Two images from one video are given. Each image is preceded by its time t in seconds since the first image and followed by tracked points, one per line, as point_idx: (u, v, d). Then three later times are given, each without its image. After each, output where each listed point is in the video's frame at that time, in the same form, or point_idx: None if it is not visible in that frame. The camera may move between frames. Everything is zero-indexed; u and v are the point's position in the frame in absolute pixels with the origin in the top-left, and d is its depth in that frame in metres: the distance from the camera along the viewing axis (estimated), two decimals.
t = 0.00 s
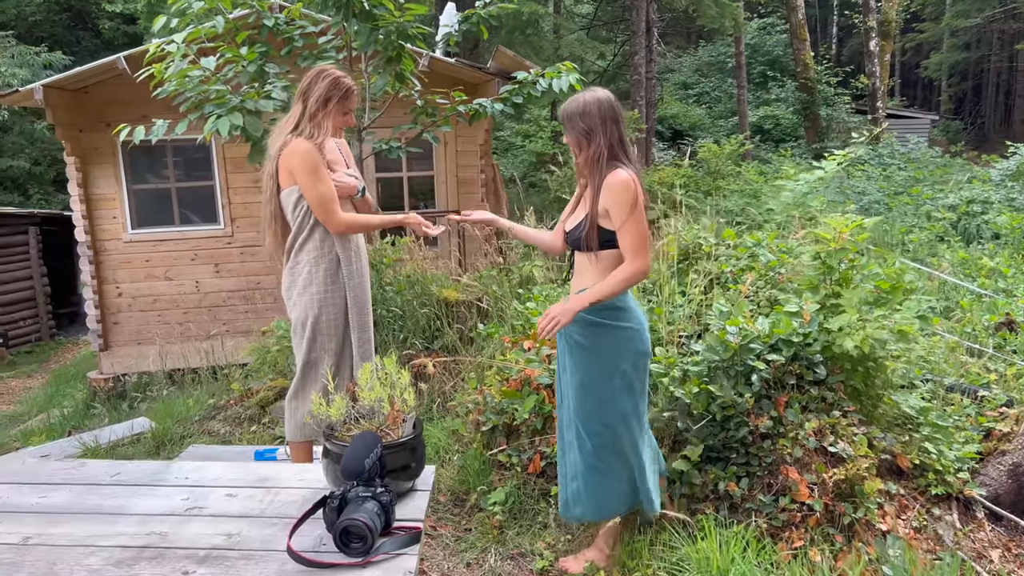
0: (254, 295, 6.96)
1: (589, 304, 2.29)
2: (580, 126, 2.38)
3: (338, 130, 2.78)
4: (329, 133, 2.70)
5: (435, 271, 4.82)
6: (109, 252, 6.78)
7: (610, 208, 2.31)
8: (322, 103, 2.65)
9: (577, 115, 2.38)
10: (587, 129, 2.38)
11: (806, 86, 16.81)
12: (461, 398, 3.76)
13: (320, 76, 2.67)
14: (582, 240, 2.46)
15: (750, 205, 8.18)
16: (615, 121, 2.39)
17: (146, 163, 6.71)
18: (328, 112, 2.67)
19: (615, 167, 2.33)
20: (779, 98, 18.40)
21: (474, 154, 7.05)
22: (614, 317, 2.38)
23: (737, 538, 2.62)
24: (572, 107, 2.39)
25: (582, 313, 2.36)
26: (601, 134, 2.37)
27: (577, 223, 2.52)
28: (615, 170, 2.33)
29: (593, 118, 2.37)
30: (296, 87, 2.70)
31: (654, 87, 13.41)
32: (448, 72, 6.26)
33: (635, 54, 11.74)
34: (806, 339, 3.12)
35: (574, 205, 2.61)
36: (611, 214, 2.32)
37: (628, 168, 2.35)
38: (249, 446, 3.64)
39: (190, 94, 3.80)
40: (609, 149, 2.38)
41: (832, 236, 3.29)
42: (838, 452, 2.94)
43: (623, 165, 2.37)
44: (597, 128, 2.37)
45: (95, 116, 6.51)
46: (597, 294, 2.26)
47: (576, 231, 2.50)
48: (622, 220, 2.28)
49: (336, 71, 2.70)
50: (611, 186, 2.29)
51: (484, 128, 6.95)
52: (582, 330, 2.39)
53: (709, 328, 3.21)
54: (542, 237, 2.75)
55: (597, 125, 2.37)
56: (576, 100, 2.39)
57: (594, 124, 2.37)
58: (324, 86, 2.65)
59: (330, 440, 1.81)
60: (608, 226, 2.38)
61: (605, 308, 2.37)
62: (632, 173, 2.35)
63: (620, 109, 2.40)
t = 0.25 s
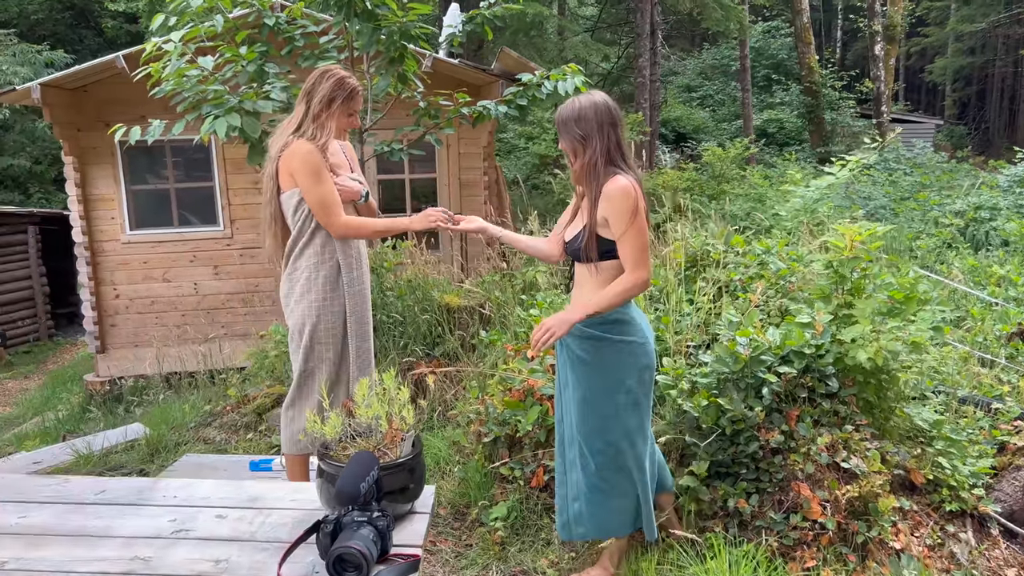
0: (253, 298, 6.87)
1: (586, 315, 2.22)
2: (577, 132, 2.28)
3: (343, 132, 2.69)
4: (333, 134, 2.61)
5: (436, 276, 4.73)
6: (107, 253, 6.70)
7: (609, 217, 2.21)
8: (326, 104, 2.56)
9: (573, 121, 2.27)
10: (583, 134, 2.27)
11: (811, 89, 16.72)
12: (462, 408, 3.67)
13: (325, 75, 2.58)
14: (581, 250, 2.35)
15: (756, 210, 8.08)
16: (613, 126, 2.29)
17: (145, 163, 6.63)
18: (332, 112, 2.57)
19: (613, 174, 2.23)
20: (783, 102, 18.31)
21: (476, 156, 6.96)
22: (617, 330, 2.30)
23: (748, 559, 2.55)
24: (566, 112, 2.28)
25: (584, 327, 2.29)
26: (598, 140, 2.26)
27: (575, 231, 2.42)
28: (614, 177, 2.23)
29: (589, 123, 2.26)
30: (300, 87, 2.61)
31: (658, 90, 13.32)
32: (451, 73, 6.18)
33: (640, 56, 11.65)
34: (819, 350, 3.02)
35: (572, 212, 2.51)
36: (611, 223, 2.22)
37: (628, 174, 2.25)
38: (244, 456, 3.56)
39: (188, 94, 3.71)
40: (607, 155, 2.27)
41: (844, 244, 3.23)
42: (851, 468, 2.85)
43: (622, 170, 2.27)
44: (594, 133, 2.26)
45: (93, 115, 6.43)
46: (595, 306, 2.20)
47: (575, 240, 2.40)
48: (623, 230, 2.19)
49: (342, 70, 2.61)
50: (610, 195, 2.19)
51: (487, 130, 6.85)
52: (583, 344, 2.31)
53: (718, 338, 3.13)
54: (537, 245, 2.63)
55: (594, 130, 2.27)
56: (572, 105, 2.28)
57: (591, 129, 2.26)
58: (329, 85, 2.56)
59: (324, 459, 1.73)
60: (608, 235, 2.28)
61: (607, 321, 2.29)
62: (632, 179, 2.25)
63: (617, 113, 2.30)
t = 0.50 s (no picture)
0: (252, 303, 6.79)
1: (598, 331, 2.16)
2: (579, 142, 2.19)
3: (345, 138, 2.61)
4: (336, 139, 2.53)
5: (437, 283, 4.65)
6: (104, 257, 6.62)
7: (618, 229, 2.14)
8: (329, 108, 2.49)
9: (574, 130, 2.19)
10: (585, 144, 2.19)
11: (814, 95, 16.66)
12: (463, 419, 3.59)
13: (327, 79, 2.50)
14: (587, 264, 2.27)
15: (759, 217, 8.01)
16: (615, 134, 2.21)
17: (143, 165, 6.56)
18: (335, 116, 2.50)
19: (619, 184, 2.15)
20: (786, 108, 18.25)
21: (479, 161, 6.88)
22: (630, 347, 2.25)
23: None
24: (567, 122, 2.20)
25: (595, 343, 2.24)
26: (601, 151, 2.18)
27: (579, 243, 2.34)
28: (621, 188, 2.15)
29: (591, 133, 2.18)
30: (301, 92, 2.54)
31: (661, 95, 13.26)
32: (454, 77, 6.11)
33: (643, 61, 11.59)
34: (831, 365, 2.93)
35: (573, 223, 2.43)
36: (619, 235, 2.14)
37: (634, 183, 2.17)
38: (240, 468, 3.47)
39: (185, 97, 3.64)
40: (611, 165, 2.19)
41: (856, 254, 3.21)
42: (864, 486, 2.77)
43: (628, 180, 2.19)
44: (597, 142, 2.18)
45: (92, 117, 6.36)
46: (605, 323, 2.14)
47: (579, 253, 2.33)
48: (632, 242, 2.11)
49: (345, 73, 2.54)
50: (617, 207, 2.11)
51: (490, 135, 6.79)
52: (593, 361, 2.26)
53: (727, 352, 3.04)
54: (537, 256, 2.55)
55: (597, 140, 2.18)
56: (572, 114, 2.20)
57: (593, 138, 2.18)
58: (332, 89, 2.49)
59: (321, 483, 1.66)
60: (614, 248, 2.20)
61: (618, 337, 2.24)
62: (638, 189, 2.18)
63: (619, 120, 2.22)
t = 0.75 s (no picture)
0: (248, 307, 6.73)
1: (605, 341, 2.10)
2: (585, 147, 2.13)
3: (343, 138, 2.54)
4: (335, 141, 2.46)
5: (437, 288, 4.58)
6: (99, 261, 6.54)
7: (627, 236, 2.07)
8: (326, 108, 2.42)
9: (580, 135, 2.13)
10: (592, 150, 2.13)
11: (814, 100, 16.62)
12: (464, 429, 3.52)
13: (322, 78, 2.43)
14: (594, 272, 2.21)
15: (761, 222, 7.94)
16: (623, 139, 2.14)
17: (139, 168, 6.49)
18: (332, 117, 2.43)
19: (627, 191, 2.09)
20: (785, 113, 18.21)
21: (478, 165, 6.83)
22: (641, 360, 2.24)
23: None
24: (573, 126, 2.14)
25: (604, 355, 2.23)
26: (608, 156, 2.12)
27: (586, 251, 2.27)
28: (630, 194, 2.08)
29: (598, 138, 2.12)
30: (296, 93, 2.47)
31: (661, 99, 13.20)
32: (454, 80, 6.05)
33: (643, 65, 11.53)
34: (841, 376, 2.86)
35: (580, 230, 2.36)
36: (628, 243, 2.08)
37: (644, 189, 2.11)
38: (235, 477, 3.40)
39: (181, 98, 3.56)
40: (618, 170, 2.13)
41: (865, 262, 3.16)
42: (875, 500, 2.71)
43: (636, 185, 2.12)
44: (604, 148, 2.12)
45: (87, 119, 6.28)
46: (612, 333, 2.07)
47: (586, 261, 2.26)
48: (642, 250, 2.04)
49: (343, 73, 2.48)
50: (626, 213, 2.05)
51: (490, 139, 6.72)
52: (602, 374, 2.25)
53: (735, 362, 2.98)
54: (541, 265, 2.48)
55: (604, 145, 2.12)
56: (578, 119, 2.13)
57: (600, 143, 2.12)
58: (327, 88, 2.41)
59: (318, 500, 1.59)
60: (622, 255, 2.13)
61: (629, 350, 2.23)
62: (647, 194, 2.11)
63: (627, 125, 2.15)
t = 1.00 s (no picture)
0: (242, 312, 6.63)
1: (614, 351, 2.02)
2: (595, 151, 2.05)
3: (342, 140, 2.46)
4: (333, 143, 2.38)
5: (436, 294, 4.50)
6: (91, 265, 6.44)
7: (637, 244, 1.99)
8: (321, 107, 2.34)
9: (591, 139, 2.05)
10: (602, 154, 2.05)
11: (811, 104, 16.58)
12: (463, 439, 3.44)
13: (313, 76, 2.35)
14: (602, 280, 2.13)
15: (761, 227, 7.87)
16: (635, 144, 2.07)
17: (132, 171, 6.40)
18: (330, 118, 2.35)
19: (639, 196, 2.01)
20: (782, 117, 18.18)
21: (477, 168, 6.75)
22: (651, 374, 2.17)
23: None
24: (584, 129, 2.06)
25: (612, 368, 2.16)
26: (620, 161, 2.04)
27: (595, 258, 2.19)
28: (641, 199, 2.01)
29: (610, 142, 2.05)
30: (286, 96, 2.39)
31: (659, 102, 13.14)
32: (453, 82, 5.97)
33: (641, 68, 11.48)
34: (853, 387, 2.78)
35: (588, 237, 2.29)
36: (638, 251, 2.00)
37: (655, 195, 2.03)
38: (228, 489, 3.30)
39: (174, 100, 3.47)
40: (629, 176, 2.05)
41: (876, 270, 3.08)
42: (888, 515, 2.63)
43: (648, 191, 2.04)
44: (615, 152, 2.04)
45: (79, 121, 6.19)
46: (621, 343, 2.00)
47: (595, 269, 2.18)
48: (653, 257, 1.97)
49: (339, 72, 2.40)
50: (637, 220, 1.97)
51: (489, 142, 6.65)
52: (610, 387, 2.18)
53: (744, 373, 2.90)
54: (549, 272, 2.40)
55: (615, 149, 2.04)
56: (589, 122, 2.06)
57: (611, 147, 2.04)
58: (320, 86, 2.33)
59: (314, 524, 1.50)
60: (633, 262, 2.05)
61: (638, 362, 2.16)
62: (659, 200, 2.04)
63: (639, 130, 2.08)
